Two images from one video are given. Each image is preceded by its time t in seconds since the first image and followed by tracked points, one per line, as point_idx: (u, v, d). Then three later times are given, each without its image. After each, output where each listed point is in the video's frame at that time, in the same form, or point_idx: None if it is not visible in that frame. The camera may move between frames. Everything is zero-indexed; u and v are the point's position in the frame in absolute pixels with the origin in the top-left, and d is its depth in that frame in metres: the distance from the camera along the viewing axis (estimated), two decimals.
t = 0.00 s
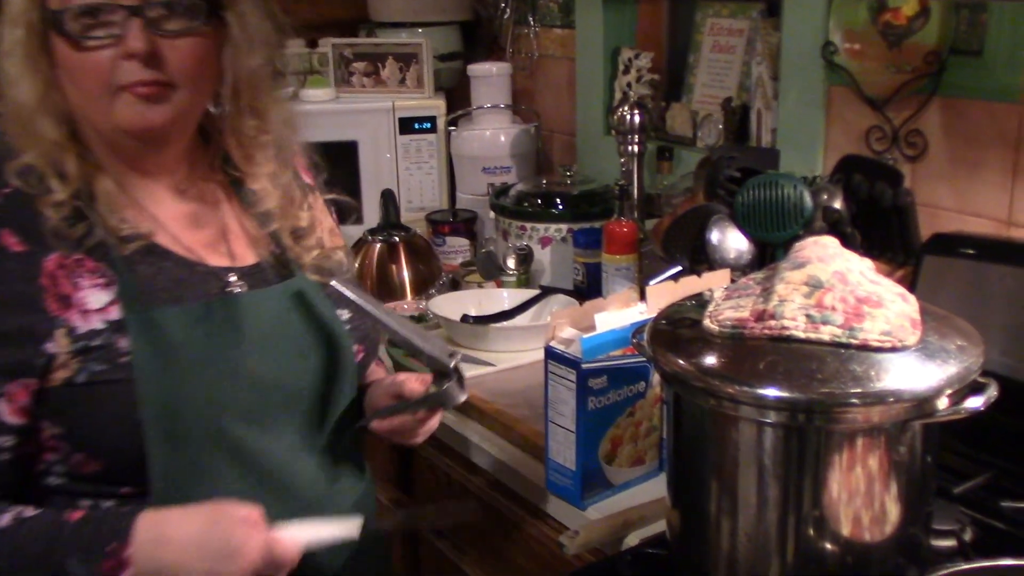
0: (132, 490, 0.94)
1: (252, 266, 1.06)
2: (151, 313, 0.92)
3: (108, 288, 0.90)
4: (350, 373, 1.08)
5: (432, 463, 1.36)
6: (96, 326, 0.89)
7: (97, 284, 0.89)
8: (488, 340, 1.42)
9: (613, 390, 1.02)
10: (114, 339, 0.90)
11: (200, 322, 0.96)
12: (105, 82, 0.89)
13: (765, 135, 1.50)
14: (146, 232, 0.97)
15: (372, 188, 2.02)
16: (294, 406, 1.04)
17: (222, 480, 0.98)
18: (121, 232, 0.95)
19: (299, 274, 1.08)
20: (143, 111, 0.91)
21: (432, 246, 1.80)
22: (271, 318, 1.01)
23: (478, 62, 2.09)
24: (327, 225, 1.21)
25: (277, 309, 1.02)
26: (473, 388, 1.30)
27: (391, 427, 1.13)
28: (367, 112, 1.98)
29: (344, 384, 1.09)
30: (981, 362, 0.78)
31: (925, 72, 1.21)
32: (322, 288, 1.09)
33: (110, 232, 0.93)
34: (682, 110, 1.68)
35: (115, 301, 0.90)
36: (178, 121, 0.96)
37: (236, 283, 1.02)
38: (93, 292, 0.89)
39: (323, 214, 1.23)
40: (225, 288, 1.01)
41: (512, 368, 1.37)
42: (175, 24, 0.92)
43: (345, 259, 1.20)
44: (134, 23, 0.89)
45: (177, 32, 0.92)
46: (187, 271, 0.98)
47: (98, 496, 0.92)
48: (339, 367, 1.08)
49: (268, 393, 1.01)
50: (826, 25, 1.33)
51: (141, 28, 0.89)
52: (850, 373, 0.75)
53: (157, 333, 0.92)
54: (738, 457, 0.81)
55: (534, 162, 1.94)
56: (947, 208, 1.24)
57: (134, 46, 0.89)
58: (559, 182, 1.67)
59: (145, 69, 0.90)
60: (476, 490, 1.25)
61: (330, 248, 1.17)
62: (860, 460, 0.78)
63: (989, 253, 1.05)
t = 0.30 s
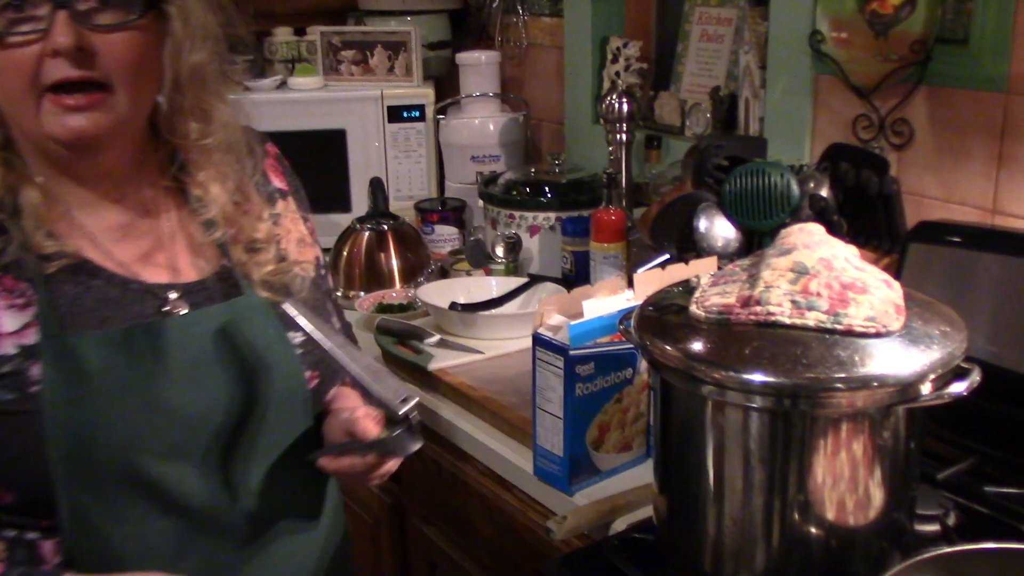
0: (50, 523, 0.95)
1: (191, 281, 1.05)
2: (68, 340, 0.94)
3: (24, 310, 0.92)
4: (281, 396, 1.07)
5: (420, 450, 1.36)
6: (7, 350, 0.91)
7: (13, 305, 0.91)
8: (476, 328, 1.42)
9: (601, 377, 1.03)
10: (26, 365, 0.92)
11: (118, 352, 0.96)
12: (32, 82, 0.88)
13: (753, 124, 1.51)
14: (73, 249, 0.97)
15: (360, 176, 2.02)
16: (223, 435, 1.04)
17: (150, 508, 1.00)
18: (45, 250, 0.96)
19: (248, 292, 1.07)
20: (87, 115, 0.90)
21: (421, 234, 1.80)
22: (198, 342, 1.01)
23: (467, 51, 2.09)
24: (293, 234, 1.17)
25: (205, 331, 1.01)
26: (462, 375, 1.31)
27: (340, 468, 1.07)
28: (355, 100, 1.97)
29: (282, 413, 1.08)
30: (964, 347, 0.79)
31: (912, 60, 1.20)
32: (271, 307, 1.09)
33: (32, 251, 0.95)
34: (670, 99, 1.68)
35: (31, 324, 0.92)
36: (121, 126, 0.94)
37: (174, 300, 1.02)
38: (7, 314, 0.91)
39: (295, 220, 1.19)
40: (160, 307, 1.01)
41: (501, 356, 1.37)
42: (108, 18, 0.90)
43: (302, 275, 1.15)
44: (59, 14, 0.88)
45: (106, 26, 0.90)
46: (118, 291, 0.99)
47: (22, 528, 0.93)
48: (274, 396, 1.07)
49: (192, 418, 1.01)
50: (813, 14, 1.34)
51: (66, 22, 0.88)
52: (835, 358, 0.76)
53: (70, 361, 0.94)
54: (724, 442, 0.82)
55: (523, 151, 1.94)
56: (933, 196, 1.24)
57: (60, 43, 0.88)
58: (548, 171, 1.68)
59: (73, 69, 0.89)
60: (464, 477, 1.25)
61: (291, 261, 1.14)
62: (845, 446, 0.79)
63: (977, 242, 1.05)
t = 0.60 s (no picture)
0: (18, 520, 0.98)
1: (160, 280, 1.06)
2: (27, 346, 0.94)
3: None
4: (252, 397, 1.06)
5: (414, 437, 1.37)
6: None
7: None
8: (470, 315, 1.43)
9: (593, 363, 1.03)
10: None
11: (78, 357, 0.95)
12: None
13: (746, 112, 1.51)
14: (35, 250, 0.98)
15: (354, 164, 2.02)
16: (190, 437, 1.03)
17: (114, 508, 1.00)
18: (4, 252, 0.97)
19: (219, 291, 1.05)
20: (44, 101, 0.89)
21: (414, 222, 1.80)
22: (162, 346, 1.00)
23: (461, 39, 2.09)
24: (279, 226, 1.17)
25: (169, 335, 1.00)
26: (456, 362, 1.31)
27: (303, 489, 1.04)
28: (349, 87, 1.97)
29: (255, 413, 1.07)
30: (953, 333, 0.79)
31: (905, 50, 1.21)
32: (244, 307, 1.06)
33: None
34: (664, 87, 1.68)
35: None
36: (84, 109, 0.94)
37: (142, 297, 1.03)
38: None
39: (283, 209, 1.18)
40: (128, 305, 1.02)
41: (494, 343, 1.38)
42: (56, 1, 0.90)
43: (273, 271, 1.13)
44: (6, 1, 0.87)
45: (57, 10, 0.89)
46: (85, 292, 1.00)
47: None
48: (245, 397, 1.06)
49: (156, 424, 1.00)
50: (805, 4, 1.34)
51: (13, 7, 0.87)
52: (825, 343, 0.77)
53: (27, 366, 0.94)
54: (716, 428, 0.83)
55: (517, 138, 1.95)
56: (924, 185, 1.25)
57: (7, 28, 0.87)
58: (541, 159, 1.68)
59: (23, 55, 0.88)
60: (457, 463, 1.26)
61: (271, 257, 1.14)
62: (834, 431, 0.80)
63: (966, 230, 1.06)
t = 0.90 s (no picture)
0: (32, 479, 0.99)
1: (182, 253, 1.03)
2: (45, 309, 0.94)
3: (14, 273, 0.93)
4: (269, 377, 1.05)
5: (412, 425, 1.37)
6: None
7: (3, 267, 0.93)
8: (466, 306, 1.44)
9: (591, 353, 1.04)
10: (5, 329, 0.93)
11: (93, 321, 0.96)
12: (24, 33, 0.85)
13: (743, 104, 1.52)
14: (64, 214, 0.97)
15: (352, 154, 2.02)
16: (205, 411, 1.02)
17: (125, 474, 1.00)
18: (36, 214, 0.96)
19: (239, 269, 1.03)
20: (82, 57, 0.87)
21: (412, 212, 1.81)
22: (179, 319, 0.99)
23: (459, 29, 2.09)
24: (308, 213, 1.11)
25: (187, 308, 0.99)
26: (453, 352, 1.32)
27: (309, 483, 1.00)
28: (346, 76, 1.98)
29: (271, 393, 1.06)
30: (947, 325, 0.80)
31: (901, 42, 1.22)
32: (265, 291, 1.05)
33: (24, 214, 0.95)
34: (661, 78, 1.69)
35: (19, 286, 0.93)
36: (119, 73, 0.91)
37: (164, 269, 1.01)
38: None
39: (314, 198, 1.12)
40: (151, 276, 1.00)
41: (491, 333, 1.39)
42: None
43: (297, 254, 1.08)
44: None
45: None
46: (109, 259, 0.99)
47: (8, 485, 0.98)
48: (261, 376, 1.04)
49: (170, 397, 0.99)
50: None
51: None
52: (820, 334, 0.77)
53: (45, 328, 0.94)
54: (712, 418, 0.84)
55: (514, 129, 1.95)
56: (919, 177, 1.26)
57: None
58: (538, 149, 1.68)
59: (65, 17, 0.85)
60: (454, 452, 1.27)
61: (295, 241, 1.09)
62: (829, 422, 0.80)
63: (962, 223, 1.07)
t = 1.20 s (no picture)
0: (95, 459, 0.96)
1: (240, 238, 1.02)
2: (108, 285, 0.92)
3: (77, 256, 0.92)
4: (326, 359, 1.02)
5: (435, 429, 1.38)
6: (58, 293, 0.91)
7: (67, 250, 0.91)
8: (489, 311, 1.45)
9: (613, 360, 1.05)
10: (69, 309, 0.91)
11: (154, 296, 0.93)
12: (95, 33, 0.87)
13: (763, 110, 1.52)
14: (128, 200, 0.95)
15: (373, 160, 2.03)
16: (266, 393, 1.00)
17: (186, 456, 0.97)
18: (101, 200, 0.94)
19: (292, 256, 1.03)
20: (150, 64, 0.89)
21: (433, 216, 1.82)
22: (236, 298, 0.97)
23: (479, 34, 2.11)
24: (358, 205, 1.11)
25: (244, 287, 0.98)
26: (476, 357, 1.33)
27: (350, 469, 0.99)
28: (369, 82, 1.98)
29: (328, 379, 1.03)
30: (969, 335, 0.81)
31: (921, 50, 1.23)
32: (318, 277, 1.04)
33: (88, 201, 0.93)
34: (681, 84, 1.70)
35: (83, 269, 0.92)
36: (179, 75, 0.93)
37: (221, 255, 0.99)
38: (61, 258, 0.91)
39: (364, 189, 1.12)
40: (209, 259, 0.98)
41: (513, 338, 1.40)
42: None
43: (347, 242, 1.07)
44: None
45: None
46: (168, 245, 0.96)
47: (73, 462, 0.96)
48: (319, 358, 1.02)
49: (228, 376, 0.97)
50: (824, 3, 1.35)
51: None
52: (843, 343, 0.78)
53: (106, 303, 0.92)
54: (735, 426, 0.84)
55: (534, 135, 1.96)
56: (940, 184, 1.26)
57: None
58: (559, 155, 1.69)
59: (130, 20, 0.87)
60: (477, 457, 1.28)
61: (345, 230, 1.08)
62: (852, 431, 0.81)
63: (982, 229, 1.07)
